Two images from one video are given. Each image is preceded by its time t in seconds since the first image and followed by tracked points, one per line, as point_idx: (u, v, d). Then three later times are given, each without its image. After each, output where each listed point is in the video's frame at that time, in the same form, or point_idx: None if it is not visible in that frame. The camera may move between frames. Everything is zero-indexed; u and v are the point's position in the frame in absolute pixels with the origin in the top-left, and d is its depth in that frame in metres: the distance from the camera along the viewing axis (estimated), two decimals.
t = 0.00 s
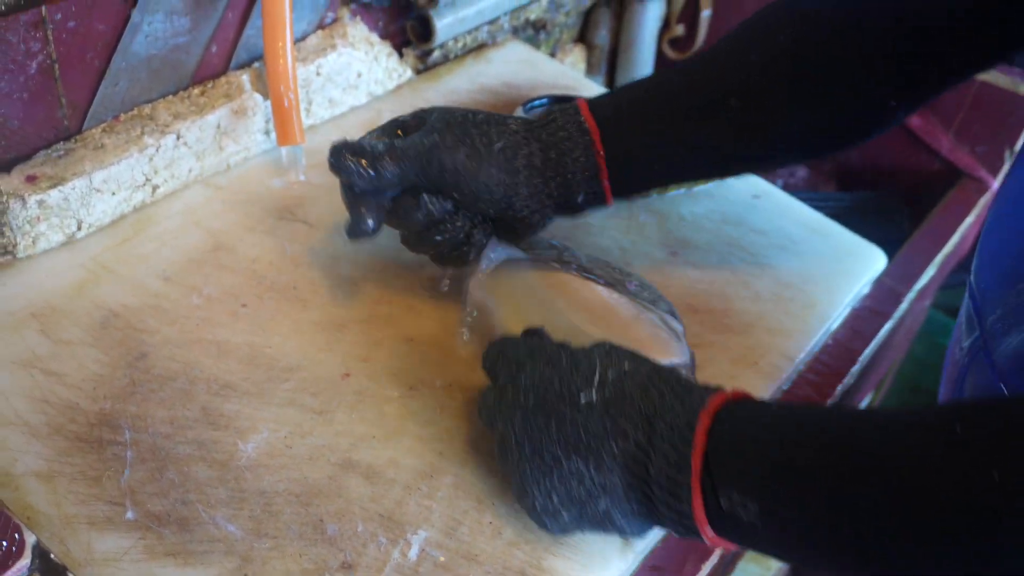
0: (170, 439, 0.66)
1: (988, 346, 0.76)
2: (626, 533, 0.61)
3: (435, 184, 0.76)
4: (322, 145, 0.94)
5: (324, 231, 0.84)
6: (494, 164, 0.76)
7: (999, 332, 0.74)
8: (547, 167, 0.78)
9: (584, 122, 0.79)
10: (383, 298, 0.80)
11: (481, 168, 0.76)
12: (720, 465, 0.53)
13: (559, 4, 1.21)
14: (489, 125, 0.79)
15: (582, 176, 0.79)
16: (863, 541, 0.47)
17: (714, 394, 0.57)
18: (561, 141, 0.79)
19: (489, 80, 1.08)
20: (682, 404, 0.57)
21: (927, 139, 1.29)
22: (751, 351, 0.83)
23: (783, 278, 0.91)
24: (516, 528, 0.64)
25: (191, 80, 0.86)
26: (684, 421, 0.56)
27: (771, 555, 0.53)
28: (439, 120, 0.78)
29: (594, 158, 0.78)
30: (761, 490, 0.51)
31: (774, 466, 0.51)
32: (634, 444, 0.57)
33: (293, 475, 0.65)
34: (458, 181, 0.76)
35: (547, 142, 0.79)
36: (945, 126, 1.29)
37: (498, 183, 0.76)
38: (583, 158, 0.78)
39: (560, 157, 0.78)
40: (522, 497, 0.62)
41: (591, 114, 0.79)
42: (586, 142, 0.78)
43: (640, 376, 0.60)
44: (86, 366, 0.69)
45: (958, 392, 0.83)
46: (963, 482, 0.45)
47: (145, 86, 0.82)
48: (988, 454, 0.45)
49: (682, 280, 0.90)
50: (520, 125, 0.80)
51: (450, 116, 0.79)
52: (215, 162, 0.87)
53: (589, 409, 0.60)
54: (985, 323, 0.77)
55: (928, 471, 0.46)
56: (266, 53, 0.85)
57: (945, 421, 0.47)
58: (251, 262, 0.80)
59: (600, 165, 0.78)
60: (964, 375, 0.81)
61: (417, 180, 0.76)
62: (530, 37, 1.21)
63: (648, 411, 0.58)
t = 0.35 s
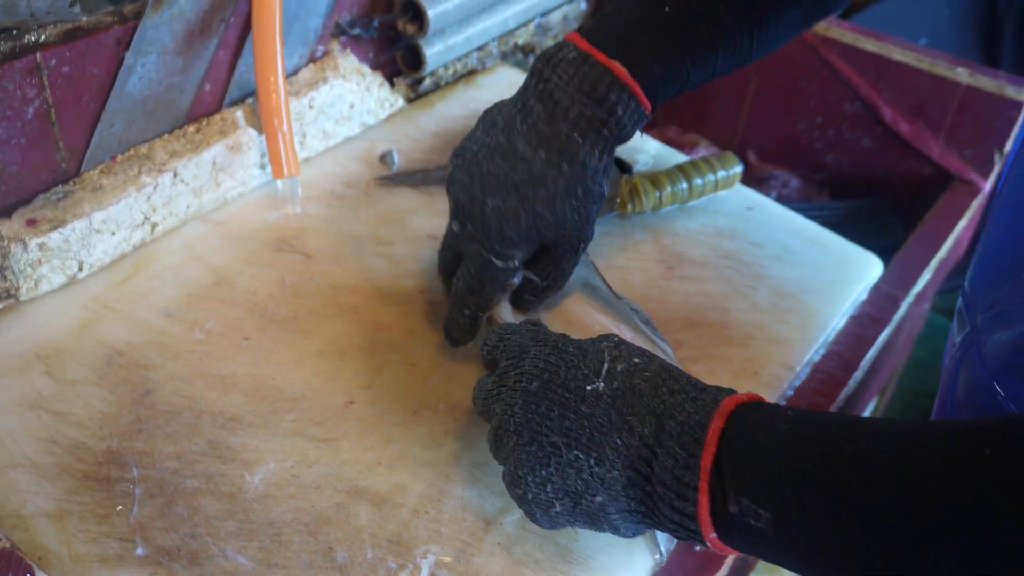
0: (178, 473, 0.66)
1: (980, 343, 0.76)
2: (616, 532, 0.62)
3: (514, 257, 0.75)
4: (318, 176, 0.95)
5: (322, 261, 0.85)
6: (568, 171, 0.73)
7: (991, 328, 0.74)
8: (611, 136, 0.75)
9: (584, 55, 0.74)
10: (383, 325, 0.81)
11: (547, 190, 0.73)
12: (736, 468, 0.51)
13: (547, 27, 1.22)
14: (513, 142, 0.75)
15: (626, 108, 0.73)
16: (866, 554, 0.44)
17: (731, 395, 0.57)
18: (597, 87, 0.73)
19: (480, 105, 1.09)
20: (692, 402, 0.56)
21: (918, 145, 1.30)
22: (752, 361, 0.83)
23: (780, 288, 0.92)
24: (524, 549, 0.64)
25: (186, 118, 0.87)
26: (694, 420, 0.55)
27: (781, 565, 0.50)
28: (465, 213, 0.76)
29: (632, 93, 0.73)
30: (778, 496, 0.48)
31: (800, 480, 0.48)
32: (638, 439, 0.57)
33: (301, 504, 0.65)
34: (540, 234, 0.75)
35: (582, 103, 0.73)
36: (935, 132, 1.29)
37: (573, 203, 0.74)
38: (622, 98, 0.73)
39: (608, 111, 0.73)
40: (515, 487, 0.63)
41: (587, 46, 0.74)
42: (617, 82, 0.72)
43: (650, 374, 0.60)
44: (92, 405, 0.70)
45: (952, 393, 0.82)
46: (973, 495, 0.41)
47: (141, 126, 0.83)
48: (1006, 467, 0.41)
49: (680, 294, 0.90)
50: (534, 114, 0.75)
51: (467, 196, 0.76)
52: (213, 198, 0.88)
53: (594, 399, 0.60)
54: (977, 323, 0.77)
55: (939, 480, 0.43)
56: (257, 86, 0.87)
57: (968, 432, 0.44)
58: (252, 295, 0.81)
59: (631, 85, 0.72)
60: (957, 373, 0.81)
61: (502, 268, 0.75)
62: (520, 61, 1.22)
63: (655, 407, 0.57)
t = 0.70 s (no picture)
0: (182, 498, 0.65)
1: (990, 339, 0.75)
2: None
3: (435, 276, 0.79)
4: (314, 196, 0.95)
5: (321, 281, 0.85)
6: (496, 224, 0.74)
7: (998, 323, 0.74)
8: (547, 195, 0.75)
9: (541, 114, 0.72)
10: (385, 343, 0.80)
11: (466, 242, 0.75)
12: (829, 523, 0.51)
13: (538, 40, 1.23)
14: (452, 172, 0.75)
15: (568, 171, 0.73)
16: None
17: (810, 444, 0.56)
18: (542, 152, 0.72)
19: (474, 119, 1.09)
20: (779, 459, 0.56)
21: (914, 144, 1.30)
22: (757, 364, 0.83)
23: (782, 290, 0.91)
24: (535, 562, 0.64)
25: (180, 143, 0.87)
26: (785, 477, 0.54)
27: None
28: (398, 218, 0.78)
29: (573, 159, 0.72)
30: (854, 544, 0.50)
31: (852, 523, 0.50)
32: (733, 502, 0.56)
33: (308, 525, 0.65)
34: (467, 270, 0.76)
35: (525, 160, 0.73)
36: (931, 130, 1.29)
37: (499, 252, 0.75)
38: (563, 165, 0.72)
39: (547, 171, 0.73)
40: (607, 561, 0.61)
41: (546, 106, 0.72)
42: (560, 146, 0.72)
43: (726, 431, 0.58)
44: (94, 433, 0.69)
45: (963, 395, 0.83)
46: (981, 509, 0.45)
47: (135, 153, 0.83)
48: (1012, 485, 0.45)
49: (682, 300, 0.90)
50: (484, 155, 0.74)
51: (404, 207, 0.77)
52: (210, 222, 0.88)
53: (682, 470, 0.57)
54: (984, 320, 0.77)
55: (947, 498, 0.47)
56: (250, 109, 0.87)
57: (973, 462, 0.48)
58: (252, 317, 0.81)
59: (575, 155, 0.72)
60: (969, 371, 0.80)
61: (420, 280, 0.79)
62: (512, 75, 1.22)
63: (745, 467, 0.56)
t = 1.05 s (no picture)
0: (185, 506, 0.65)
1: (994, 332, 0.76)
2: (541, 512, 0.59)
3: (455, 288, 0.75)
4: (314, 202, 0.95)
5: (322, 286, 0.85)
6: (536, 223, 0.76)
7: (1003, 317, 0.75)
8: (582, 197, 0.78)
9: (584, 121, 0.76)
10: (387, 347, 0.80)
11: (506, 242, 0.75)
12: (620, 419, 0.47)
13: (535, 43, 1.23)
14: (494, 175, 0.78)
15: (605, 176, 0.77)
16: (710, 488, 0.43)
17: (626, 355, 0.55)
18: (584, 153, 0.76)
19: (473, 123, 1.09)
20: (586, 359, 0.55)
21: (913, 140, 1.30)
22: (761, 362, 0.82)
23: (784, 289, 0.91)
24: (540, 564, 0.63)
25: (179, 151, 0.87)
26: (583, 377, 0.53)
27: (673, 515, 0.47)
28: (432, 205, 0.78)
29: (612, 162, 0.76)
30: (650, 440, 0.45)
31: (661, 410, 0.45)
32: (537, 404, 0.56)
33: (312, 531, 0.64)
34: (498, 270, 0.76)
35: (565, 159, 0.77)
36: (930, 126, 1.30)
37: (536, 252, 0.76)
38: (603, 164, 0.76)
39: (587, 172, 0.76)
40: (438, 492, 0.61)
41: (585, 108, 0.76)
42: (600, 146, 0.75)
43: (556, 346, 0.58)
44: (96, 442, 0.69)
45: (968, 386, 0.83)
46: (851, 425, 0.36)
47: (134, 161, 0.83)
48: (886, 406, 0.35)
49: (683, 300, 0.90)
50: (523, 161, 0.78)
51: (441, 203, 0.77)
52: (209, 229, 0.88)
53: (500, 380, 0.59)
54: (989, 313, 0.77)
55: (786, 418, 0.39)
56: (249, 116, 0.86)
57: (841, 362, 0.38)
58: (253, 323, 0.81)
59: (615, 158, 0.76)
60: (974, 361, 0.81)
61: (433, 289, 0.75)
62: (510, 78, 1.22)
63: (553, 371, 0.55)
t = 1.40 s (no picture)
0: (188, 508, 0.65)
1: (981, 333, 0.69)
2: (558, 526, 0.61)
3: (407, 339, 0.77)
4: (314, 202, 0.95)
5: (323, 286, 0.85)
6: (482, 288, 0.74)
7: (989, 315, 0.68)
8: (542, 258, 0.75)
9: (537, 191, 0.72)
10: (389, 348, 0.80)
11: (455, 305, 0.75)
12: (636, 446, 0.52)
13: (534, 41, 1.22)
14: (446, 235, 0.76)
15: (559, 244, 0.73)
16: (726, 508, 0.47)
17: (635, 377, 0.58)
18: (527, 214, 0.72)
19: (473, 121, 1.09)
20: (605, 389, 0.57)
21: (914, 134, 1.30)
22: (764, 358, 0.82)
23: (786, 284, 0.91)
24: (544, 563, 0.63)
25: (178, 152, 0.87)
26: (604, 406, 0.55)
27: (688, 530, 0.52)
28: (378, 246, 0.79)
29: (558, 225, 0.72)
30: (664, 466, 0.50)
31: (667, 444, 0.50)
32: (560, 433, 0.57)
33: (315, 532, 0.64)
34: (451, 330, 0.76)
35: (510, 217, 0.73)
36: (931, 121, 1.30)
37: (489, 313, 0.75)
38: (552, 236, 0.72)
39: (531, 233, 0.72)
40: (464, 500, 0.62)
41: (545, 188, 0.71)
42: (544, 206, 0.71)
43: (566, 366, 0.60)
44: (98, 445, 0.69)
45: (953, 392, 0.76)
46: (851, 448, 0.41)
47: (133, 162, 0.82)
48: (872, 419, 0.41)
49: (686, 297, 0.89)
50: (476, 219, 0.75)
51: (394, 259, 0.77)
52: (210, 230, 0.87)
53: (517, 400, 0.60)
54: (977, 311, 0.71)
55: (784, 438, 0.44)
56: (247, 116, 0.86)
57: (827, 375, 0.44)
58: (254, 324, 0.80)
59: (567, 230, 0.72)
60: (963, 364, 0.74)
61: (395, 342, 0.78)
62: (510, 77, 1.22)
63: (573, 400, 0.58)
